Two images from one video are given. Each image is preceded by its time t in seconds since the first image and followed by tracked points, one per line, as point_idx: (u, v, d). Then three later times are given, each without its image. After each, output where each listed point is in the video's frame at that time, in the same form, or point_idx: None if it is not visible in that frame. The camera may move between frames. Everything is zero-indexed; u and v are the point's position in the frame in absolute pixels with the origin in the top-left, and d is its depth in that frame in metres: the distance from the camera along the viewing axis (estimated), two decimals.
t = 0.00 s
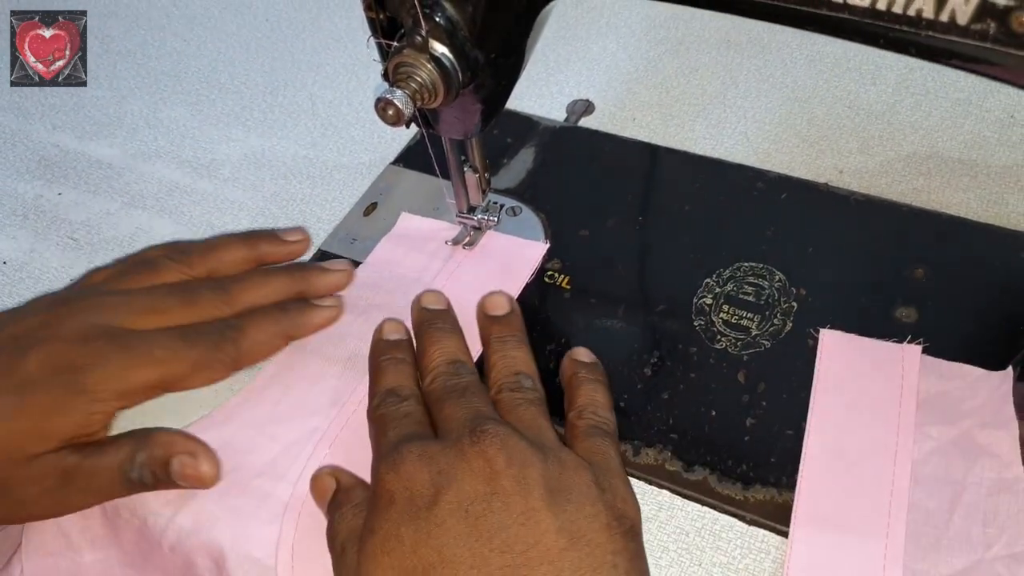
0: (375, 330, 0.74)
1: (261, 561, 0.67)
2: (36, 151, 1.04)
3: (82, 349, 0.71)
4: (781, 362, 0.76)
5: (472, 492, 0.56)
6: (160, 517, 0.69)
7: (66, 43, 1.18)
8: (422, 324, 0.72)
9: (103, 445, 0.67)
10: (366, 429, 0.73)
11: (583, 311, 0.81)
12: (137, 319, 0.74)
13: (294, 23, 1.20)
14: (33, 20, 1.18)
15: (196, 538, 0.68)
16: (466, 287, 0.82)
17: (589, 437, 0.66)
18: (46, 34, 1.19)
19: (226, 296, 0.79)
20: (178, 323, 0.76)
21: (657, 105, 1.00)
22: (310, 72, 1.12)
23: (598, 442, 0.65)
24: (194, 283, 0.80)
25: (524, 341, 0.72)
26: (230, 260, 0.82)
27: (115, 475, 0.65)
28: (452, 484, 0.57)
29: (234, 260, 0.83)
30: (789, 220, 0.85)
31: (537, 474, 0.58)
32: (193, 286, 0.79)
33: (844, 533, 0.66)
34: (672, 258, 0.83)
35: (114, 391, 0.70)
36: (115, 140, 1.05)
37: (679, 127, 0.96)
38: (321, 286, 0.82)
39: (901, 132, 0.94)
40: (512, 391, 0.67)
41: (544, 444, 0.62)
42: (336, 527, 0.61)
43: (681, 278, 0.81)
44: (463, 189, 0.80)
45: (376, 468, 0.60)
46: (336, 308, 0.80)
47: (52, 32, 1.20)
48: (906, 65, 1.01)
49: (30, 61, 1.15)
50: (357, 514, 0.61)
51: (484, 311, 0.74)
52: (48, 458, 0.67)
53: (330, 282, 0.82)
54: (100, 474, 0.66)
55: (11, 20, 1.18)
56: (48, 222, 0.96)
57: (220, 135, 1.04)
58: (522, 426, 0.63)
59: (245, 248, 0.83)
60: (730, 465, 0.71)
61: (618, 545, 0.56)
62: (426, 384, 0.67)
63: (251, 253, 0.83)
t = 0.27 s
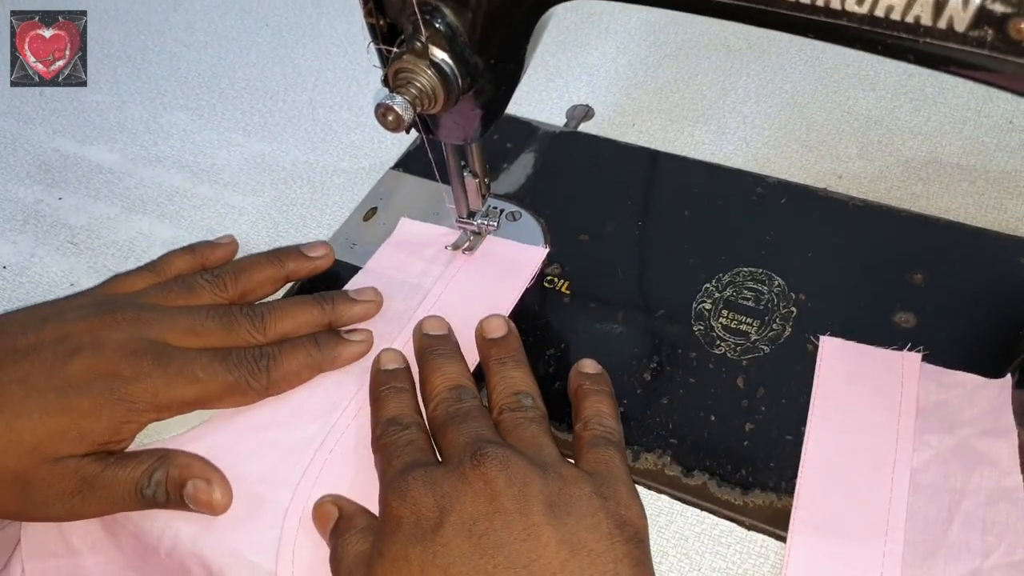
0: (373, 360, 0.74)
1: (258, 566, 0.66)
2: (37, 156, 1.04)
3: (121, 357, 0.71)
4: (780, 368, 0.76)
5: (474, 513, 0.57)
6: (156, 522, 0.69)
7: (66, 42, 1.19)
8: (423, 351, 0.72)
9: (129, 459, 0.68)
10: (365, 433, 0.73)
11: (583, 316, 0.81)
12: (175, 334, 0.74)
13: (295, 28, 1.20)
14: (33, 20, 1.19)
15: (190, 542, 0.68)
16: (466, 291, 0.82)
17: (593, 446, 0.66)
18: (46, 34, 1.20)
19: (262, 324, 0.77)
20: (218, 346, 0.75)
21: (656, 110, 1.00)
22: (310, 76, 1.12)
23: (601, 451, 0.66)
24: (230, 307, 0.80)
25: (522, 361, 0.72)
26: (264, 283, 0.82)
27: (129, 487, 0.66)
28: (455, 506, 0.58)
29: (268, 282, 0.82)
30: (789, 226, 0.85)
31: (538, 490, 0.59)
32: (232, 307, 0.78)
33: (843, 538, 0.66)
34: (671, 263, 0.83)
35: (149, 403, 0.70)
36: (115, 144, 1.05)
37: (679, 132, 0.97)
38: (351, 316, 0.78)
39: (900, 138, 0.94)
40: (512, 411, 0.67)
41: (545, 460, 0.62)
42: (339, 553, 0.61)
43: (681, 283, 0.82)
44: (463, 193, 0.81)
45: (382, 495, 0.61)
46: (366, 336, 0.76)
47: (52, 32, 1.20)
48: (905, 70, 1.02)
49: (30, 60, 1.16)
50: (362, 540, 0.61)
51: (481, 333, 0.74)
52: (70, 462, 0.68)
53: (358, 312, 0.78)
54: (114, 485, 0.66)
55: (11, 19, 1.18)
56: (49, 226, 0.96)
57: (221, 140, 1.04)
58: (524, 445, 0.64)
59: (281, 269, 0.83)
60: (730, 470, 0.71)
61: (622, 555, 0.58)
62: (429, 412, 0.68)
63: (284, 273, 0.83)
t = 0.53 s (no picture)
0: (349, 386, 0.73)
1: None
2: (37, 168, 1.04)
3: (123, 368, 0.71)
4: (780, 380, 0.76)
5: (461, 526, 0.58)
6: (155, 535, 0.69)
7: (66, 43, 1.21)
8: (389, 371, 0.72)
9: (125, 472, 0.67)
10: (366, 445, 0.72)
11: (582, 328, 0.81)
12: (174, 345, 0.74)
13: (295, 40, 1.21)
14: (33, 20, 1.21)
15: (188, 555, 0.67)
16: (466, 303, 0.82)
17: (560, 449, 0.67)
18: (46, 34, 1.22)
19: (260, 337, 0.76)
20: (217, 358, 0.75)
21: (656, 122, 1.00)
22: (310, 88, 1.13)
23: (570, 452, 0.66)
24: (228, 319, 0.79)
25: (482, 376, 0.72)
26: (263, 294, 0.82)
27: (125, 501, 0.66)
28: (444, 520, 0.58)
29: (266, 293, 0.82)
30: (789, 238, 0.85)
31: (521, 495, 0.60)
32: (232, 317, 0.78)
33: (842, 550, 0.66)
34: (671, 275, 0.83)
35: (146, 414, 0.70)
36: (116, 157, 1.05)
37: (678, 144, 0.97)
38: (349, 327, 0.78)
39: (899, 149, 0.95)
40: (481, 422, 0.68)
41: (520, 464, 0.63)
42: None
43: (681, 295, 0.82)
44: (462, 206, 0.81)
45: (364, 517, 0.61)
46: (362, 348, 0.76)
47: (52, 32, 1.22)
48: (904, 82, 1.02)
49: (30, 60, 1.18)
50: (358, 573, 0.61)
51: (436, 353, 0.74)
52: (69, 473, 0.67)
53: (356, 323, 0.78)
54: (110, 498, 0.66)
55: (11, 19, 1.20)
56: (49, 239, 0.96)
57: (221, 152, 1.04)
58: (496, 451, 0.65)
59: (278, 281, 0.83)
60: (730, 482, 0.71)
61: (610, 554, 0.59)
62: (399, 430, 0.68)
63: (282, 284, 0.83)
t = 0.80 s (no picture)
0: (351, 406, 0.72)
1: None
2: (38, 180, 1.04)
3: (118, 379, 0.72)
4: (783, 393, 0.76)
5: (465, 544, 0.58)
6: (155, 550, 0.68)
7: (66, 42, 1.23)
8: (393, 390, 0.71)
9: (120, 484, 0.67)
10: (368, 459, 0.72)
11: (584, 341, 0.80)
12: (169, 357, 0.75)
13: (296, 53, 1.21)
14: (33, 20, 1.23)
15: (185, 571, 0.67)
16: (467, 316, 0.82)
17: (567, 467, 0.66)
18: (46, 34, 1.24)
19: (255, 348, 0.76)
20: (212, 369, 0.75)
21: (657, 135, 1.00)
22: (311, 101, 1.13)
23: (578, 471, 0.66)
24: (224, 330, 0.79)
25: (484, 394, 0.72)
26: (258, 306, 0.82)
27: (121, 513, 0.65)
28: (449, 539, 0.58)
29: (262, 304, 0.82)
30: (791, 250, 0.85)
31: (526, 513, 0.59)
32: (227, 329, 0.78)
33: (845, 564, 0.66)
34: (673, 288, 0.83)
35: (141, 426, 0.71)
36: (117, 170, 1.05)
37: (680, 157, 0.97)
38: (345, 340, 0.77)
39: (901, 162, 0.95)
40: (484, 438, 0.67)
41: (526, 481, 0.63)
42: None
43: (682, 309, 0.81)
44: (464, 218, 0.81)
45: (369, 535, 0.60)
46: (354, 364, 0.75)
47: (52, 32, 1.24)
48: (905, 95, 1.02)
49: (30, 60, 1.20)
50: None
51: (438, 372, 0.73)
52: (64, 484, 0.67)
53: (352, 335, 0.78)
54: (106, 510, 0.66)
55: (11, 20, 1.22)
56: (50, 252, 0.96)
57: (222, 165, 1.04)
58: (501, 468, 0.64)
59: (273, 292, 0.83)
60: (733, 496, 0.71)
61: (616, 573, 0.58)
62: (403, 450, 0.67)
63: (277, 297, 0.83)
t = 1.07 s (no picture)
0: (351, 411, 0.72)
1: None
2: (40, 184, 1.04)
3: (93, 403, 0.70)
4: (786, 397, 0.75)
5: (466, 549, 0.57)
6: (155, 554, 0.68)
7: (66, 43, 1.24)
8: (394, 394, 0.71)
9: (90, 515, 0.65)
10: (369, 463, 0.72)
11: (587, 345, 0.80)
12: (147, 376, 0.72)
13: (298, 56, 1.21)
14: (33, 19, 1.23)
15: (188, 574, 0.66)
16: (469, 320, 0.82)
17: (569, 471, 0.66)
18: (46, 34, 1.24)
19: (235, 367, 0.75)
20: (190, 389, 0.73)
21: (659, 138, 1.00)
22: (313, 104, 1.13)
23: (582, 475, 0.66)
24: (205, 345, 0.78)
25: (486, 398, 0.72)
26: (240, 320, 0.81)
27: (89, 545, 0.64)
28: (451, 544, 0.58)
29: (244, 318, 0.81)
30: (794, 254, 0.85)
31: (529, 519, 0.59)
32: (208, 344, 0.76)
33: (849, 568, 0.65)
34: (675, 292, 0.83)
35: (115, 454, 0.69)
36: (118, 173, 1.05)
37: (682, 160, 0.96)
38: (328, 357, 0.77)
39: (903, 165, 0.94)
40: (486, 442, 0.67)
41: (528, 486, 0.63)
42: None
43: (685, 312, 0.81)
44: (466, 222, 0.80)
45: (371, 540, 0.60)
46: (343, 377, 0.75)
47: (52, 32, 1.24)
48: (907, 99, 1.02)
49: (30, 60, 1.21)
50: None
51: (439, 377, 0.73)
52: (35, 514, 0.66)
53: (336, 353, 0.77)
54: (74, 541, 0.64)
55: (12, 19, 1.22)
56: (51, 255, 0.96)
57: (223, 169, 1.04)
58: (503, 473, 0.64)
59: (259, 304, 0.82)
60: (736, 501, 0.70)
61: None
62: (404, 453, 0.67)
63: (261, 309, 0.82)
